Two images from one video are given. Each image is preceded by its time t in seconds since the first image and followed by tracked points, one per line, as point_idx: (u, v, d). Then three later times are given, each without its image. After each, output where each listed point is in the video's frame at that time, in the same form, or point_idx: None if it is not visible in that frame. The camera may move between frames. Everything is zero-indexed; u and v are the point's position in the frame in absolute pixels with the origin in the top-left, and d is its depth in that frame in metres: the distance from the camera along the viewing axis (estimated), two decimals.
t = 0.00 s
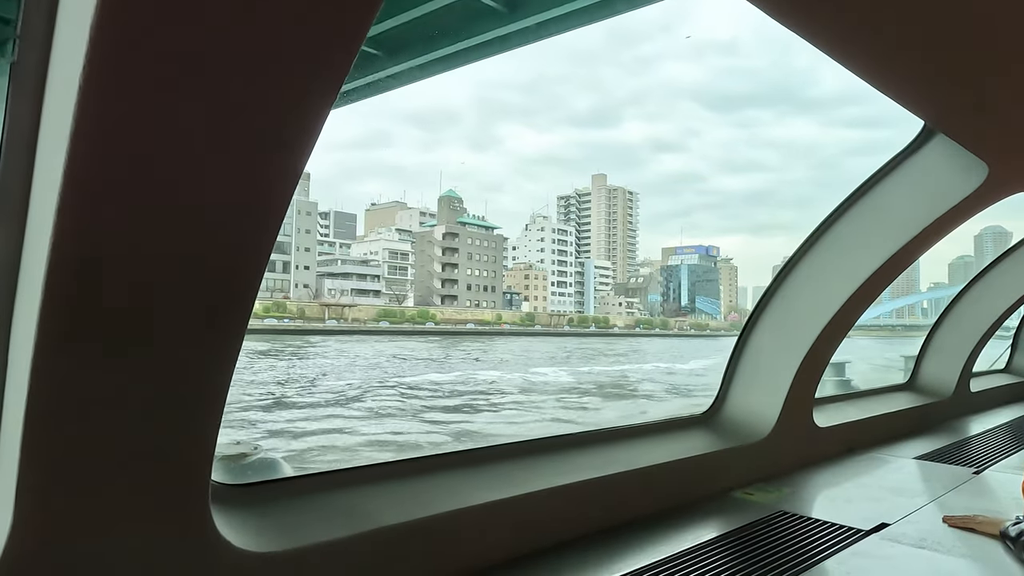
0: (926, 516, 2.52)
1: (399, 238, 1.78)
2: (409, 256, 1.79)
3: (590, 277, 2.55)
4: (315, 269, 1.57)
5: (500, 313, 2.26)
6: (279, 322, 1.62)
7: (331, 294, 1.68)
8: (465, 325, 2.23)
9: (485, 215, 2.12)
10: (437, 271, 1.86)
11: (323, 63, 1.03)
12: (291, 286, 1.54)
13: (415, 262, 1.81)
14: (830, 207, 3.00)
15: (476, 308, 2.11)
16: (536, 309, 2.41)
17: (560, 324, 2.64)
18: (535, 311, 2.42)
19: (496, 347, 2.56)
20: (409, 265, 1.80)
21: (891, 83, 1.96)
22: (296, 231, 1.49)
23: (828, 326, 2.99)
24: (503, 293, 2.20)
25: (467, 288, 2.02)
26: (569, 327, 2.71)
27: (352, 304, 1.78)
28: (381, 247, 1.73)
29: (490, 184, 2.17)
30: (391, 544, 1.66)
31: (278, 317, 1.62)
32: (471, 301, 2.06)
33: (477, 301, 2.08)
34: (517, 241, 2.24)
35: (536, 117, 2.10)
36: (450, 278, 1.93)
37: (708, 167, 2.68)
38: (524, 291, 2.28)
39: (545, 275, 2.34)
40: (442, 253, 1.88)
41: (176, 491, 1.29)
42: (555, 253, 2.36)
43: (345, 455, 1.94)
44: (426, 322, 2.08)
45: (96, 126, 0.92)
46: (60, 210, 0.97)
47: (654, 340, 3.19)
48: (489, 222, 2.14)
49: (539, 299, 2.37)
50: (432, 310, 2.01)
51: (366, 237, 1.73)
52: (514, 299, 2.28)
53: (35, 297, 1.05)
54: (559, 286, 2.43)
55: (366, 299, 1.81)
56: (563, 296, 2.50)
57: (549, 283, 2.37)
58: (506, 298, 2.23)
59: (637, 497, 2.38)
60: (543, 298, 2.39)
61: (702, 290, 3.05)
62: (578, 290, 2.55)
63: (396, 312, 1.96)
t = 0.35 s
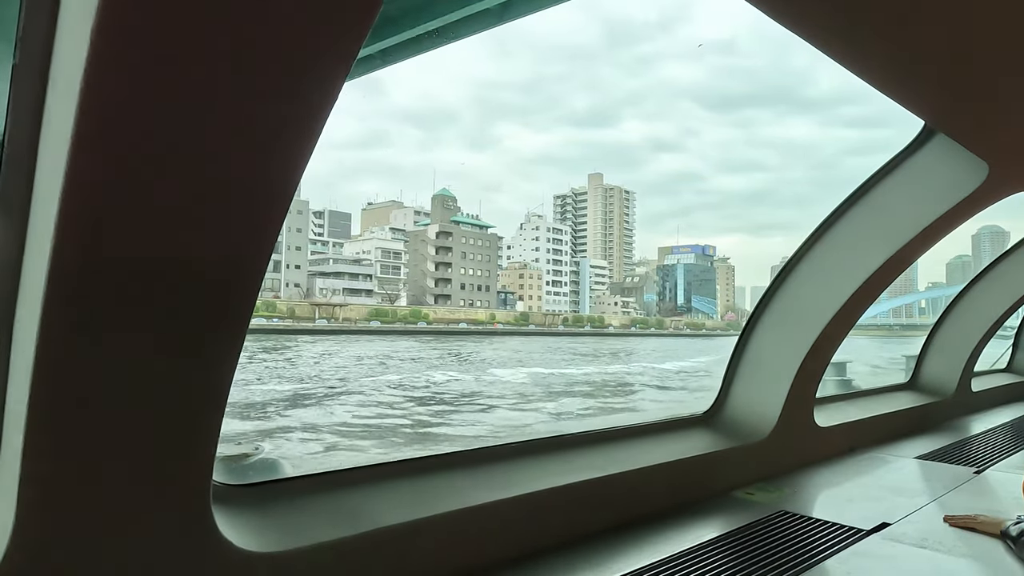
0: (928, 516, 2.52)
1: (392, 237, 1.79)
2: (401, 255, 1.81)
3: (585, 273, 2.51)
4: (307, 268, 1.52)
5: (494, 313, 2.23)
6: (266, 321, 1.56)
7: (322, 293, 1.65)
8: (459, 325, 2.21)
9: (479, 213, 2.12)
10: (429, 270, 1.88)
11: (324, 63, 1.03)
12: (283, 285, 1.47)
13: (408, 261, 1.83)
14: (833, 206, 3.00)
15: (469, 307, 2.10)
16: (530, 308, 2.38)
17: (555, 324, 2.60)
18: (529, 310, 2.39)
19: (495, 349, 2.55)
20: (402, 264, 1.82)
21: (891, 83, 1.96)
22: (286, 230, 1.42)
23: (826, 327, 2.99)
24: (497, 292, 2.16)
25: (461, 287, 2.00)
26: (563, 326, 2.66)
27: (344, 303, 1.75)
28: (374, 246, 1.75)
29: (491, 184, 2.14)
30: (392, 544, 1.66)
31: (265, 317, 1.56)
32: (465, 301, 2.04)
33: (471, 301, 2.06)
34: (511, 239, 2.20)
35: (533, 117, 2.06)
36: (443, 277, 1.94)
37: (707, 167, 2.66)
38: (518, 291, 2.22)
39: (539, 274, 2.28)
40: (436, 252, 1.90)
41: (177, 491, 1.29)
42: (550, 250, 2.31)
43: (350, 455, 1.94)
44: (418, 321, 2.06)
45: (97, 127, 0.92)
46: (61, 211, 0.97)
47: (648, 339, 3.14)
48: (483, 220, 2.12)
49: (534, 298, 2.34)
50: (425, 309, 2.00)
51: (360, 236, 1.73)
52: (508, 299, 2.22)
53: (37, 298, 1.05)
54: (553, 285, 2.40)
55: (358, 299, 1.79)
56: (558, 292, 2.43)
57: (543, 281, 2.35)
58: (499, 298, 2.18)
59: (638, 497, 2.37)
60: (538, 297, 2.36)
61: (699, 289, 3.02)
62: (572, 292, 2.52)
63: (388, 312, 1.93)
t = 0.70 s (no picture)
0: (931, 516, 2.51)
1: (386, 237, 1.73)
2: (395, 255, 1.75)
3: (581, 272, 2.42)
4: (298, 268, 1.50)
5: (488, 313, 2.14)
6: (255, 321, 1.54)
7: (313, 293, 1.63)
8: (451, 325, 2.11)
9: (473, 211, 2.05)
10: (423, 269, 1.81)
11: (325, 63, 1.03)
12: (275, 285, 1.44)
13: (402, 261, 1.77)
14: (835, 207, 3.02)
15: (465, 308, 2.02)
16: (525, 308, 2.29)
17: (550, 324, 2.50)
18: (524, 310, 2.30)
19: (498, 349, 2.50)
20: (396, 264, 1.76)
21: (895, 82, 1.96)
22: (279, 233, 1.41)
23: (829, 330, 3.01)
24: (492, 293, 2.07)
25: (455, 287, 1.94)
26: (557, 326, 2.54)
27: (335, 303, 1.70)
28: (366, 246, 1.70)
29: (490, 185, 2.11)
30: (394, 545, 1.65)
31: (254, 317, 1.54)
32: (460, 301, 1.98)
33: (466, 302, 1.99)
34: (507, 239, 2.14)
35: (533, 117, 2.04)
36: (437, 276, 1.87)
37: (704, 167, 2.64)
38: (514, 290, 2.15)
39: (536, 273, 2.23)
40: (428, 250, 1.82)
41: (179, 492, 1.28)
42: (545, 249, 2.26)
43: (352, 456, 1.94)
44: (409, 321, 1.97)
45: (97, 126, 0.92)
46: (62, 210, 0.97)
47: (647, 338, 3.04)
48: (478, 220, 2.05)
49: (529, 298, 2.26)
50: (418, 309, 1.91)
51: (354, 236, 1.69)
52: (503, 299, 2.13)
53: (37, 299, 1.05)
54: (550, 285, 2.31)
55: (350, 299, 1.74)
56: (554, 293, 2.36)
57: (539, 282, 2.27)
58: (495, 298, 2.09)
59: (640, 498, 2.37)
60: (534, 297, 2.28)
61: (694, 288, 2.97)
62: (568, 292, 2.43)
63: (381, 312, 1.84)
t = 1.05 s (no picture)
0: (934, 516, 2.51)
1: (379, 236, 1.75)
2: (388, 253, 1.79)
3: (576, 270, 2.42)
4: (289, 267, 1.49)
5: (482, 311, 2.13)
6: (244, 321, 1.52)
7: (304, 292, 1.60)
8: (444, 322, 2.07)
9: (467, 210, 2.04)
10: (417, 267, 1.84)
11: (328, 67, 1.03)
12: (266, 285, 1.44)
13: (394, 259, 1.81)
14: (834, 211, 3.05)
15: (458, 306, 2.02)
16: (520, 306, 2.29)
17: (543, 323, 2.45)
18: (518, 308, 2.30)
19: (492, 347, 2.40)
20: (388, 262, 1.80)
21: (898, 79, 1.95)
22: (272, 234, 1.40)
23: (830, 332, 3.05)
24: (486, 291, 2.09)
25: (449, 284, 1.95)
26: (551, 325, 2.49)
27: (325, 302, 1.69)
28: (358, 244, 1.71)
29: (486, 184, 2.08)
30: (398, 545, 1.66)
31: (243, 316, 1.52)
32: (453, 300, 1.98)
33: (460, 301, 1.99)
34: (501, 237, 2.15)
35: (531, 115, 2.00)
36: (430, 275, 1.88)
37: (703, 166, 2.63)
38: (508, 289, 2.16)
39: (530, 272, 2.23)
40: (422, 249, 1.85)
41: (183, 495, 1.28)
42: (540, 249, 2.26)
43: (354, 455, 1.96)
44: (402, 320, 1.95)
45: (101, 130, 0.92)
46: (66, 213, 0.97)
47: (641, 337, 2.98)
48: (472, 218, 2.06)
49: (524, 296, 2.27)
50: (410, 307, 1.91)
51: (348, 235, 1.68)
52: (497, 298, 2.14)
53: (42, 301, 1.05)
54: (545, 284, 2.31)
55: (342, 297, 1.74)
56: (549, 291, 2.34)
57: (533, 281, 2.28)
58: (489, 296, 2.11)
59: (642, 496, 2.37)
60: (528, 296, 2.29)
61: (689, 288, 2.93)
62: (563, 290, 2.42)
63: (372, 311, 1.85)
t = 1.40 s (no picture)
0: (932, 512, 2.52)
1: (368, 232, 1.70)
2: (377, 250, 1.73)
3: (568, 267, 2.41)
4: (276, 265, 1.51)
5: (472, 309, 2.08)
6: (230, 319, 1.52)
7: (292, 289, 1.61)
8: (432, 321, 2.01)
9: (458, 206, 1.97)
10: (407, 265, 1.79)
11: (329, 66, 1.04)
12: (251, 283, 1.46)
13: (384, 256, 1.75)
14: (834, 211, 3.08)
15: (449, 304, 1.99)
16: (511, 304, 2.21)
17: (534, 321, 2.36)
18: (510, 306, 2.22)
19: (485, 345, 2.29)
20: (377, 259, 1.74)
21: (897, 76, 1.95)
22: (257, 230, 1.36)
23: (831, 326, 3.08)
24: (477, 288, 2.05)
25: (439, 283, 1.91)
26: (543, 322, 2.41)
27: (313, 300, 1.67)
28: (347, 241, 1.66)
29: (483, 182, 2.03)
30: (399, 542, 1.66)
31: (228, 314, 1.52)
32: (444, 297, 1.95)
33: (450, 297, 1.97)
34: (494, 234, 2.09)
35: (527, 113, 1.98)
36: (421, 273, 1.84)
37: (699, 164, 2.62)
38: (500, 286, 2.11)
39: (522, 269, 2.19)
40: (412, 247, 1.80)
41: (184, 495, 1.28)
42: (532, 246, 2.23)
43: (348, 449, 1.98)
44: (389, 317, 1.88)
45: (103, 126, 0.93)
46: (67, 211, 0.97)
47: (635, 336, 2.85)
48: (462, 215, 1.99)
49: (516, 294, 2.20)
50: (399, 305, 1.85)
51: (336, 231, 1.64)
52: (488, 295, 2.10)
53: (42, 300, 1.05)
54: (536, 281, 2.28)
55: (330, 295, 1.69)
56: (541, 290, 2.31)
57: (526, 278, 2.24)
58: (479, 293, 2.07)
59: (642, 494, 2.38)
60: (520, 293, 2.22)
61: (684, 287, 2.89)
62: (555, 287, 2.37)
63: (360, 308, 1.77)
